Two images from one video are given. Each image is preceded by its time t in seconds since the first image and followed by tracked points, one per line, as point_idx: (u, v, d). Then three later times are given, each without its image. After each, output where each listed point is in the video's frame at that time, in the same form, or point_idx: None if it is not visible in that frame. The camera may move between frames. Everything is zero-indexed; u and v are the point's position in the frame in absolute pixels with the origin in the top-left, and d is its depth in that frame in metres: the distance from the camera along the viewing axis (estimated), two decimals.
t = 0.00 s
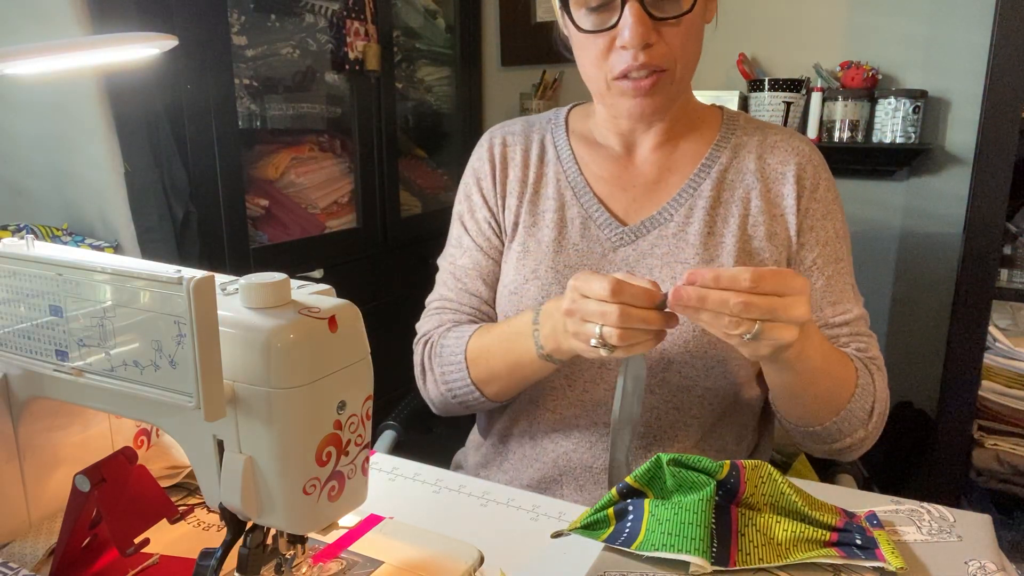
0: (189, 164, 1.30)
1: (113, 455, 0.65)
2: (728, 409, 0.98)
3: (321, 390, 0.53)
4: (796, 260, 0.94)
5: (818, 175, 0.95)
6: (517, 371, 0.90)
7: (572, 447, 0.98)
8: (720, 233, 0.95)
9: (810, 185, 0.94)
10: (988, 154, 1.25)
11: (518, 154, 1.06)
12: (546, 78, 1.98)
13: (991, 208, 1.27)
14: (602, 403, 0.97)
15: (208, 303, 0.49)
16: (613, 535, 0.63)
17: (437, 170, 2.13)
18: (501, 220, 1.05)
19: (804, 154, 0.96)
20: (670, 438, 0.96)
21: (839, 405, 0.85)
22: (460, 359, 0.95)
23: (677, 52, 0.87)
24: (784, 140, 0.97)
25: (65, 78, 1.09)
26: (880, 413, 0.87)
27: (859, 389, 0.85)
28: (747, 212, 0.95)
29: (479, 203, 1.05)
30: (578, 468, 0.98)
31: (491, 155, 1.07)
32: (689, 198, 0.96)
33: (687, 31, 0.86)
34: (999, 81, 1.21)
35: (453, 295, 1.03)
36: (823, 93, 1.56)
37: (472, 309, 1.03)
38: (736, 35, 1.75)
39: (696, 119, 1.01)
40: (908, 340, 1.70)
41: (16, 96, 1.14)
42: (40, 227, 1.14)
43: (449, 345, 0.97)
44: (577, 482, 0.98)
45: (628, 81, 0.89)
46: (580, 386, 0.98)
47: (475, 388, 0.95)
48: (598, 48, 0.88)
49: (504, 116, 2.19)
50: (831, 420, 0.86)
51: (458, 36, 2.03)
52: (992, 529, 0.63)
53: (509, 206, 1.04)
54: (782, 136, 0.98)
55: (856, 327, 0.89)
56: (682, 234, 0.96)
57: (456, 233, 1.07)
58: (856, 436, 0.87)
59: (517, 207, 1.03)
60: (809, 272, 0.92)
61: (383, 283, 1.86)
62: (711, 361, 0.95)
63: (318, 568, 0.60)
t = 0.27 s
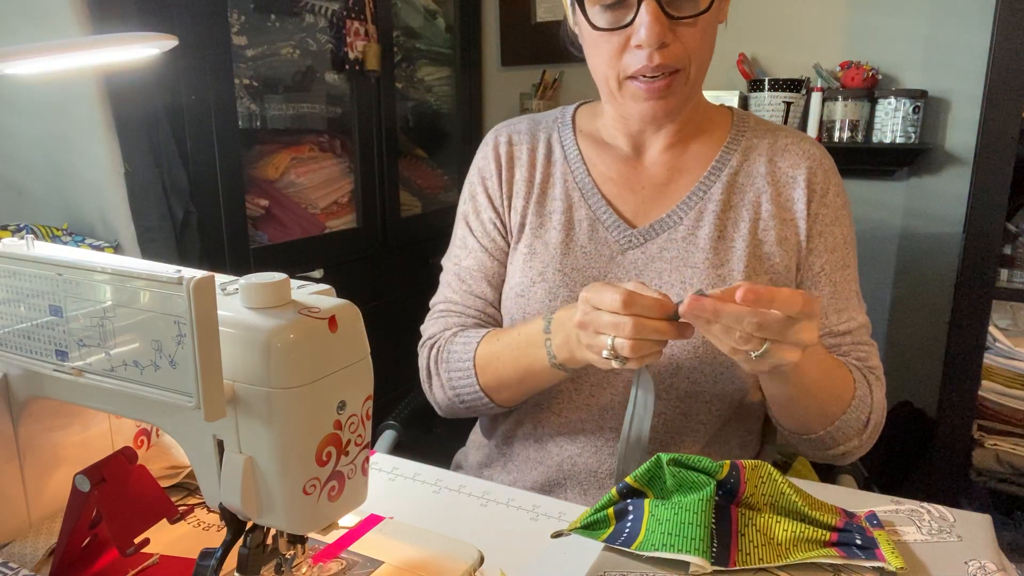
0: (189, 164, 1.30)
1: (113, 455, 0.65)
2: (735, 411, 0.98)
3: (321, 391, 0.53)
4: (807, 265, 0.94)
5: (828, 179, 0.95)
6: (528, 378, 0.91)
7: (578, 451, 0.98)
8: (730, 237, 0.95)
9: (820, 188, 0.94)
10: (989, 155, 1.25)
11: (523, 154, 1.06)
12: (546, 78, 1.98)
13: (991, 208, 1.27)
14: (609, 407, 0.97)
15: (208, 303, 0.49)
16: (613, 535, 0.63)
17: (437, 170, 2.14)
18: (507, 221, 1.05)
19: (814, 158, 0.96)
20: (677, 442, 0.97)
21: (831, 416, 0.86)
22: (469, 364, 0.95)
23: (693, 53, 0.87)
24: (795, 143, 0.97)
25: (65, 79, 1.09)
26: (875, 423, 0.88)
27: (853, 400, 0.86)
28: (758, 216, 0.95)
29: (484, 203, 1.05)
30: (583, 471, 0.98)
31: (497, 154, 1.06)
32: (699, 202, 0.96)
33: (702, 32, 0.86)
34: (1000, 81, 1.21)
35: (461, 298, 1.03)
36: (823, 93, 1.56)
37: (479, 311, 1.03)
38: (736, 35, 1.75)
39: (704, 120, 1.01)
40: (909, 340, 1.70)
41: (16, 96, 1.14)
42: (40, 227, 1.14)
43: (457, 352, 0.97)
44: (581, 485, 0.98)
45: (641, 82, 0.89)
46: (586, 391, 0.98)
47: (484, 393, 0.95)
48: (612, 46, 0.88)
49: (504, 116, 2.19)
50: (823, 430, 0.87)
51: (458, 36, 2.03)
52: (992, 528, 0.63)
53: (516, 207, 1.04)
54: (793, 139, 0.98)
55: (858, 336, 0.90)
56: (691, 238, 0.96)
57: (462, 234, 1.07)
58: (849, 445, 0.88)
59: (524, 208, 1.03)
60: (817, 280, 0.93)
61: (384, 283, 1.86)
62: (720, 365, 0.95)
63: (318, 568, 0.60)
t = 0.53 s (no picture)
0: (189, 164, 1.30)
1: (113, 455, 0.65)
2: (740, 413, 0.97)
3: (320, 391, 0.53)
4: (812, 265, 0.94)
5: (834, 181, 0.94)
6: (532, 377, 0.91)
7: (580, 453, 0.99)
8: (735, 239, 0.95)
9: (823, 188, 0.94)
10: (989, 155, 1.25)
11: (527, 155, 1.06)
12: (546, 78, 1.98)
13: (991, 208, 1.27)
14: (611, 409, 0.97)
15: (208, 303, 0.49)
16: (613, 535, 0.63)
17: (437, 170, 2.14)
18: (510, 221, 1.05)
19: (819, 159, 0.95)
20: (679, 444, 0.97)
21: (804, 421, 0.87)
22: (474, 364, 0.95)
23: (698, 51, 0.87)
24: (801, 144, 0.97)
25: (65, 78, 1.09)
26: (852, 432, 0.89)
27: (829, 408, 0.87)
28: (763, 218, 0.95)
29: (487, 203, 1.05)
30: (584, 474, 0.98)
31: (501, 154, 1.06)
32: (704, 203, 0.96)
33: (708, 31, 0.86)
34: (1000, 81, 1.21)
35: (464, 298, 1.03)
36: (823, 93, 1.56)
37: (481, 312, 1.03)
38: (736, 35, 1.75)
39: (709, 121, 1.01)
40: (909, 340, 1.70)
41: (16, 96, 1.14)
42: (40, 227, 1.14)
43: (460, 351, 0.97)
44: (582, 488, 0.98)
45: (645, 78, 0.89)
46: (588, 393, 0.98)
47: (488, 392, 0.95)
48: (617, 42, 0.88)
49: (504, 116, 2.19)
50: (796, 434, 0.88)
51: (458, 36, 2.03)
52: (991, 528, 0.63)
53: (520, 207, 1.04)
54: (800, 140, 0.98)
55: (852, 345, 0.92)
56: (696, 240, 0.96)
57: (466, 233, 1.07)
58: (823, 450, 0.90)
59: (528, 209, 1.03)
60: (817, 284, 0.93)
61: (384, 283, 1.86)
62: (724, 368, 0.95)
63: (318, 568, 0.60)
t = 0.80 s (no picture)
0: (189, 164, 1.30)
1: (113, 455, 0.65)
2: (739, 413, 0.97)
3: (320, 391, 0.53)
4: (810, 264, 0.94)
5: (833, 180, 0.94)
6: (509, 363, 0.90)
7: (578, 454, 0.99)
8: (733, 238, 0.95)
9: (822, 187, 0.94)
10: (988, 155, 1.25)
11: (527, 153, 1.06)
12: (546, 78, 1.98)
13: (991, 209, 1.27)
14: (609, 410, 0.97)
15: (209, 302, 0.49)
16: (613, 535, 0.63)
17: (437, 170, 2.14)
18: (509, 219, 1.05)
19: (816, 157, 0.95)
20: (678, 443, 0.97)
21: (818, 420, 0.86)
22: (455, 352, 0.95)
23: (695, 49, 0.86)
24: (800, 144, 0.97)
25: (64, 78, 1.09)
26: (870, 429, 0.87)
27: (843, 404, 0.85)
28: (762, 218, 0.95)
29: (488, 201, 1.05)
30: (583, 475, 0.98)
31: (501, 153, 1.06)
32: (703, 202, 0.96)
33: (706, 28, 0.86)
34: (1000, 81, 1.21)
35: (458, 292, 1.03)
36: (823, 93, 1.56)
37: (476, 308, 1.02)
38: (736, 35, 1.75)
39: (709, 120, 1.01)
40: (909, 340, 1.70)
41: (16, 96, 1.14)
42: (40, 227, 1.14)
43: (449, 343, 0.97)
44: (580, 489, 0.98)
45: (642, 75, 0.88)
46: (586, 393, 0.98)
47: (470, 381, 0.95)
48: (615, 38, 0.88)
49: (504, 116, 2.19)
50: (812, 435, 0.87)
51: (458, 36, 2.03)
52: (992, 528, 0.63)
53: (519, 205, 1.04)
54: (799, 140, 0.98)
55: (860, 342, 0.90)
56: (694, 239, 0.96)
57: (465, 229, 1.07)
58: (842, 451, 0.88)
59: (528, 208, 1.03)
60: (817, 280, 0.92)
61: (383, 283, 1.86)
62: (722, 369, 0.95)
63: (318, 568, 0.60)
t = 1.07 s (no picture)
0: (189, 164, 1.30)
1: (113, 455, 0.65)
2: (738, 412, 0.97)
3: (320, 391, 0.53)
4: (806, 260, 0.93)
5: (830, 175, 0.94)
6: (497, 357, 0.90)
7: (577, 453, 0.99)
8: (731, 236, 0.96)
9: (819, 184, 0.94)
10: (988, 154, 1.25)
11: (525, 153, 1.06)
12: (546, 78, 1.98)
13: (991, 208, 1.27)
14: (608, 409, 0.97)
15: (209, 302, 0.49)
16: (613, 535, 0.63)
17: (437, 170, 2.14)
18: (510, 218, 1.05)
19: (813, 153, 0.96)
20: (677, 443, 0.97)
21: (833, 411, 0.84)
22: (443, 350, 0.95)
23: (687, 45, 0.86)
24: (797, 141, 0.97)
25: (65, 78, 1.10)
26: (884, 421, 0.86)
27: (857, 395, 0.84)
28: (758, 216, 0.95)
29: (487, 200, 1.05)
30: (583, 474, 0.99)
31: (500, 153, 1.07)
32: (700, 201, 0.96)
33: (698, 24, 0.85)
34: (999, 81, 1.22)
35: (455, 291, 1.03)
36: (823, 93, 1.56)
37: (472, 306, 1.01)
38: (736, 35, 1.75)
39: (707, 119, 1.01)
40: (909, 339, 1.70)
41: (16, 97, 1.14)
42: (40, 227, 1.14)
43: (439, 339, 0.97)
44: (580, 488, 0.98)
45: (634, 72, 0.88)
46: (585, 392, 0.98)
47: (460, 378, 0.94)
48: (608, 35, 0.88)
49: (504, 116, 2.19)
50: (828, 427, 0.85)
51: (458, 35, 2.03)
52: (992, 528, 0.63)
53: (518, 205, 1.04)
54: (795, 137, 0.98)
55: (866, 332, 0.88)
56: (692, 238, 0.96)
57: (464, 228, 1.07)
58: (858, 444, 0.86)
59: (527, 207, 1.04)
60: (816, 273, 0.92)
61: (383, 283, 1.86)
62: (721, 368, 0.95)
63: (318, 568, 0.60)
